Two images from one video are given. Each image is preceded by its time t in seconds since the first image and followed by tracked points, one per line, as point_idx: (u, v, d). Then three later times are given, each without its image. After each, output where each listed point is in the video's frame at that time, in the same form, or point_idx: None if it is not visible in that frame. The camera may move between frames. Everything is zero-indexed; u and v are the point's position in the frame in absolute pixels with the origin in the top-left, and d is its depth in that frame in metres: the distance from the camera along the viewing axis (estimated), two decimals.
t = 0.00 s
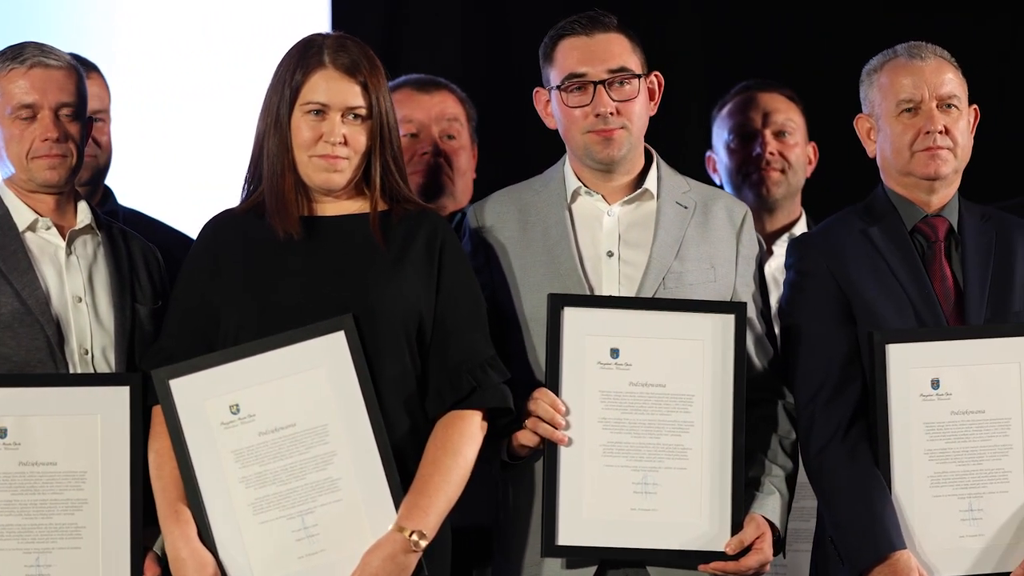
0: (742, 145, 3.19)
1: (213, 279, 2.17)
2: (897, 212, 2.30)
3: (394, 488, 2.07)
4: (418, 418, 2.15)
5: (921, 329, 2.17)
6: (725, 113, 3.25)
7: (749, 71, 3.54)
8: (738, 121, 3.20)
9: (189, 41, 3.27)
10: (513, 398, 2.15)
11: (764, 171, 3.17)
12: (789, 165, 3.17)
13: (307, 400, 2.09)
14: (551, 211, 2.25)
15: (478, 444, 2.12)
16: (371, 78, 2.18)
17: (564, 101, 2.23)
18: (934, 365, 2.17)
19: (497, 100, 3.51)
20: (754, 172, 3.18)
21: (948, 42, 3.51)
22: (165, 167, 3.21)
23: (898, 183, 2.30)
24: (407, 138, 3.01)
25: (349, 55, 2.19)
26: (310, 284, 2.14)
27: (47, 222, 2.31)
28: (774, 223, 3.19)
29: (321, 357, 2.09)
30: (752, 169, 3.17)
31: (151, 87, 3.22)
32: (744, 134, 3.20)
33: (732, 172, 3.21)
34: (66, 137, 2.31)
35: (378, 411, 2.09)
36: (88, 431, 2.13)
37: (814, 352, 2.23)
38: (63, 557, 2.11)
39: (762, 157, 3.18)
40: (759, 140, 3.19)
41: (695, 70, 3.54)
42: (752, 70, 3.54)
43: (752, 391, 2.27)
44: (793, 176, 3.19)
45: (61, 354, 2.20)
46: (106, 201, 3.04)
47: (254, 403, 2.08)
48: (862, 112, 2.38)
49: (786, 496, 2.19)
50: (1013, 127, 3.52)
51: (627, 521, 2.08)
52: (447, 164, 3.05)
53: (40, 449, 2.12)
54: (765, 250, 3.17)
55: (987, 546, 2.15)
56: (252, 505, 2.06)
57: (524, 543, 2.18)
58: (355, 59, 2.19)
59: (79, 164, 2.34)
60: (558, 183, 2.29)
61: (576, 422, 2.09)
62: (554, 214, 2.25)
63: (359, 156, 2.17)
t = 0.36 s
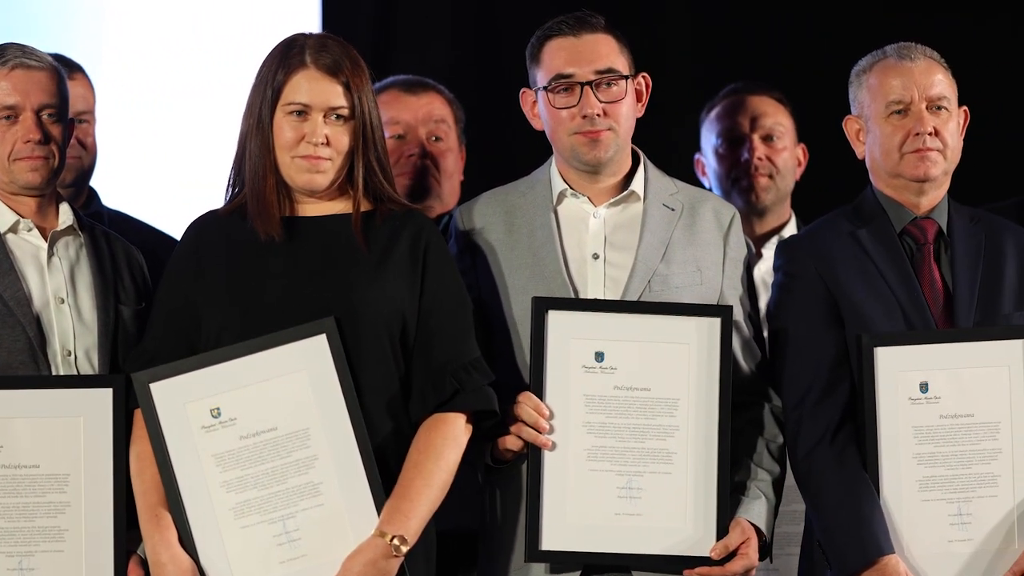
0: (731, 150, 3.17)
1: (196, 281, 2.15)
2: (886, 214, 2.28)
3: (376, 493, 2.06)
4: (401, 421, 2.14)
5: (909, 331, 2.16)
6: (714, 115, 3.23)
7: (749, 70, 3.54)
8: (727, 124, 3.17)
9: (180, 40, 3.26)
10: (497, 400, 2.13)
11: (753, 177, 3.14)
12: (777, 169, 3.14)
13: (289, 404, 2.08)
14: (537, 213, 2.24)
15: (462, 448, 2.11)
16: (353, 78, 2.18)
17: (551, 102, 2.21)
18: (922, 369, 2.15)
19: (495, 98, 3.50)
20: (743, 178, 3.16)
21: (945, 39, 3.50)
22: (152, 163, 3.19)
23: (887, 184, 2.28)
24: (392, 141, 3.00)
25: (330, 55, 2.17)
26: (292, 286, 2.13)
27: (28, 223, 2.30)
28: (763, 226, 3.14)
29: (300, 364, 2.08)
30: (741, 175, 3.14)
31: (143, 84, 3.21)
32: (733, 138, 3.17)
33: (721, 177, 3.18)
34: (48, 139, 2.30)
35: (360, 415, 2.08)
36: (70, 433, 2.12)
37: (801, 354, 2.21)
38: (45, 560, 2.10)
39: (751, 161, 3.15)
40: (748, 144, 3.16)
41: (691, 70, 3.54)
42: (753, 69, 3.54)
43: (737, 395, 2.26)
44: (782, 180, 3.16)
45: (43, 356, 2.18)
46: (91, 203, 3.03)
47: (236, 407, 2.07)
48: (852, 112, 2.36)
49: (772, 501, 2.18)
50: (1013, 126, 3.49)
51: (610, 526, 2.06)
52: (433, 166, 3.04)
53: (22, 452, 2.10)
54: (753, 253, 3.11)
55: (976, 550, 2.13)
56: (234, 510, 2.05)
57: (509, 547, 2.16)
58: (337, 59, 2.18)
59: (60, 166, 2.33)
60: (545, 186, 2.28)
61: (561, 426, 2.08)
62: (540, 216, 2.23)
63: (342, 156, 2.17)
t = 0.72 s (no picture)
0: (715, 154, 3.21)
1: (176, 285, 2.14)
2: (869, 216, 2.27)
3: (357, 497, 2.04)
4: (382, 425, 2.12)
5: (891, 335, 2.15)
6: (698, 119, 3.25)
7: (748, 71, 3.41)
8: (711, 129, 3.21)
9: (180, 40, 3.22)
10: (478, 404, 2.12)
11: (737, 182, 3.20)
12: (762, 174, 3.20)
13: (270, 408, 2.06)
14: (517, 216, 2.24)
15: (443, 453, 2.09)
16: (335, 80, 2.16)
17: (532, 108, 2.20)
18: (905, 372, 2.14)
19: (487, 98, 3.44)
20: (727, 184, 3.21)
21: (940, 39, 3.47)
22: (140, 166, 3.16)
23: (870, 187, 2.27)
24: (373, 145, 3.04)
25: (313, 57, 2.16)
26: (273, 290, 2.12)
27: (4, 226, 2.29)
28: (748, 231, 3.20)
29: (282, 367, 2.06)
30: (725, 180, 3.20)
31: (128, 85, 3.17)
32: (717, 143, 3.21)
33: (705, 182, 3.23)
34: (9, 140, 2.31)
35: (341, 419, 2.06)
36: (47, 438, 2.11)
37: (784, 358, 2.20)
38: (22, 565, 2.08)
39: (735, 166, 3.21)
40: (731, 149, 3.21)
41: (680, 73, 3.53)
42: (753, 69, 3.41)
43: (719, 397, 2.25)
44: (767, 185, 3.21)
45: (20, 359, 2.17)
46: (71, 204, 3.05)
47: (216, 411, 2.05)
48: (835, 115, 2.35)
49: (754, 504, 2.18)
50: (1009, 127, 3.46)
51: (590, 530, 2.05)
52: (415, 170, 3.08)
53: None
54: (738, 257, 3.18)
55: (960, 554, 2.12)
56: (214, 515, 2.04)
57: (491, 551, 2.16)
58: (320, 61, 2.16)
59: (27, 167, 2.33)
60: (526, 189, 2.27)
61: (540, 429, 2.07)
62: (520, 219, 2.23)
63: (323, 160, 2.16)
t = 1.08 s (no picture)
0: (690, 155, 3.20)
1: (148, 287, 2.10)
2: (842, 219, 2.26)
3: (332, 500, 1.99)
4: (357, 430, 2.08)
5: (865, 338, 2.14)
6: (674, 120, 3.22)
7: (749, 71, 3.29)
8: (686, 130, 3.19)
9: (179, 39, 3.23)
10: (451, 408, 2.10)
11: (711, 183, 3.19)
12: (737, 176, 3.18)
13: (245, 411, 2.01)
14: (488, 216, 2.27)
15: (417, 457, 2.06)
16: (309, 81, 2.13)
17: (504, 110, 2.21)
18: (879, 376, 2.13)
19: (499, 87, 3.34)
20: (702, 185, 3.20)
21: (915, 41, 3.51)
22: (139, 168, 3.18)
23: (845, 189, 2.26)
24: (344, 146, 3.06)
25: (286, 58, 2.12)
26: (246, 293, 2.07)
27: None
28: (723, 233, 3.18)
29: (260, 369, 2.01)
30: (700, 182, 3.19)
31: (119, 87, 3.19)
32: (693, 144, 3.20)
33: (680, 184, 3.21)
34: None
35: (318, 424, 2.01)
36: (12, 441, 2.10)
37: (756, 360, 2.19)
38: None
39: (709, 168, 3.20)
40: (707, 151, 3.20)
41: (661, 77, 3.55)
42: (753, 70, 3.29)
43: (689, 400, 2.26)
44: (743, 187, 3.20)
45: None
46: (41, 207, 3.05)
47: (190, 413, 2.00)
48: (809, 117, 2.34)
49: (725, 506, 2.19)
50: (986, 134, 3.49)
51: (561, 532, 2.07)
52: (387, 172, 3.10)
53: None
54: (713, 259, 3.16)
55: (934, 559, 2.11)
56: (188, 518, 1.98)
57: (460, 553, 2.16)
58: (294, 62, 2.12)
59: None
60: (496, 190, 2.30)
61: (508, 431, 2.09)
62: (491, 220, 2.26)
63: (297, 161, 2.11)
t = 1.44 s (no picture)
0: (661, 158, 3.17)
1: (112, 286, 2.09)
2: (811, 219, 2.26)
3: (292, 500, 1.99)
4: (319, 430, 2.08)
5: (832, 338, 2.13)
6: (643, 122, 3.23)
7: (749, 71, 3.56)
8: (657, 132, 3.18)
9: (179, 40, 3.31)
10: (415, 408, 2.09)
11: (682, 185, 3.15)
12: (707, 177, 3.16)
13: (205, 411, 2.00)
14: (454, 215, 2.27)
15: (380, 457, 2.05)
16: (273, 80, 2.12)
17: (469, 108, 2.21)
18: (846, 376, 2.12)
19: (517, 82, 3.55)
20: (673, 186, 3.17)
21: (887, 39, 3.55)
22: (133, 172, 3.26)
23: (812, 190, 2.26)
24: (311, 147, 3.07)
25: (250, 57, 2.12)
26: (208, 292, 2.07)
27: None
28: (692, 234, 3.17)
29: (219, 368, 2.00)
30: (671, 183, 3.16)
31: (106, 92, 3.25)
32: (664, 146, 3.17)
33: (650, 185, 3.19)
34: None
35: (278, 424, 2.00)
36: None
37: (723, 361, 2.19)
38: None
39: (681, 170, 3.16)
40: (678, 153, 3.17)
41: (637, 77, 3.57)
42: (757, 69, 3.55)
43: (657, 401, 2.26)
44: (712, 188, 3.17)
45: None
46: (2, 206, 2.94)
47: (149, 412, 2.00)
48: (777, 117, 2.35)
49: (692, 507, 2.19)
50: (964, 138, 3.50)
51: (526, 532, 2.06)
52: (354, 173, 3.11)
53: None
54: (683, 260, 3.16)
55: (900, 560, 2.10)
56: (147, 517, 1.98)
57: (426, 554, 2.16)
58: (258, 61, 2.12)
59: None
60: (462, 191, 2.31)
61: (474, 430, 2.08)
62: (457, 220, 2.26)
63: (260, 160, 2.10)
